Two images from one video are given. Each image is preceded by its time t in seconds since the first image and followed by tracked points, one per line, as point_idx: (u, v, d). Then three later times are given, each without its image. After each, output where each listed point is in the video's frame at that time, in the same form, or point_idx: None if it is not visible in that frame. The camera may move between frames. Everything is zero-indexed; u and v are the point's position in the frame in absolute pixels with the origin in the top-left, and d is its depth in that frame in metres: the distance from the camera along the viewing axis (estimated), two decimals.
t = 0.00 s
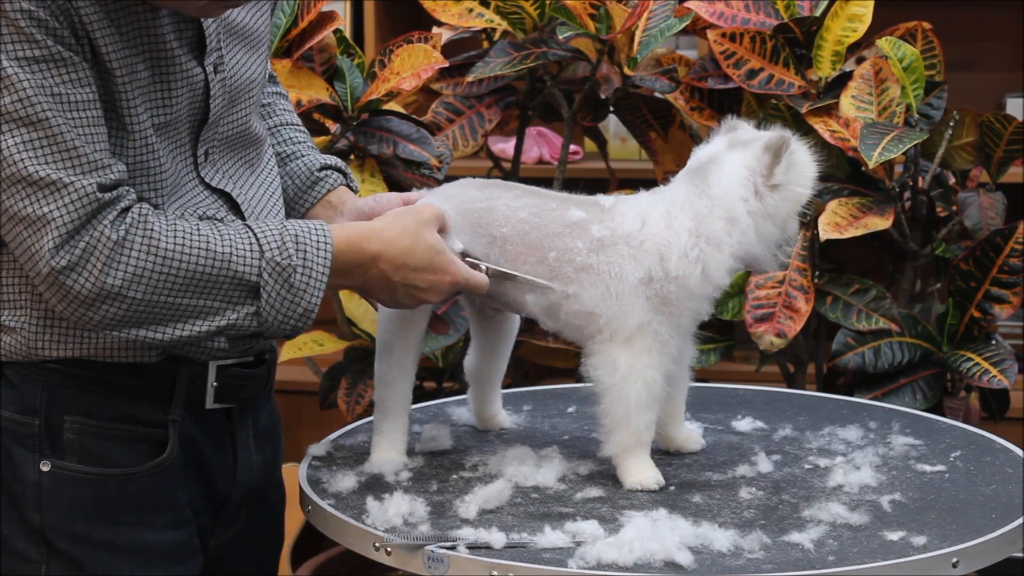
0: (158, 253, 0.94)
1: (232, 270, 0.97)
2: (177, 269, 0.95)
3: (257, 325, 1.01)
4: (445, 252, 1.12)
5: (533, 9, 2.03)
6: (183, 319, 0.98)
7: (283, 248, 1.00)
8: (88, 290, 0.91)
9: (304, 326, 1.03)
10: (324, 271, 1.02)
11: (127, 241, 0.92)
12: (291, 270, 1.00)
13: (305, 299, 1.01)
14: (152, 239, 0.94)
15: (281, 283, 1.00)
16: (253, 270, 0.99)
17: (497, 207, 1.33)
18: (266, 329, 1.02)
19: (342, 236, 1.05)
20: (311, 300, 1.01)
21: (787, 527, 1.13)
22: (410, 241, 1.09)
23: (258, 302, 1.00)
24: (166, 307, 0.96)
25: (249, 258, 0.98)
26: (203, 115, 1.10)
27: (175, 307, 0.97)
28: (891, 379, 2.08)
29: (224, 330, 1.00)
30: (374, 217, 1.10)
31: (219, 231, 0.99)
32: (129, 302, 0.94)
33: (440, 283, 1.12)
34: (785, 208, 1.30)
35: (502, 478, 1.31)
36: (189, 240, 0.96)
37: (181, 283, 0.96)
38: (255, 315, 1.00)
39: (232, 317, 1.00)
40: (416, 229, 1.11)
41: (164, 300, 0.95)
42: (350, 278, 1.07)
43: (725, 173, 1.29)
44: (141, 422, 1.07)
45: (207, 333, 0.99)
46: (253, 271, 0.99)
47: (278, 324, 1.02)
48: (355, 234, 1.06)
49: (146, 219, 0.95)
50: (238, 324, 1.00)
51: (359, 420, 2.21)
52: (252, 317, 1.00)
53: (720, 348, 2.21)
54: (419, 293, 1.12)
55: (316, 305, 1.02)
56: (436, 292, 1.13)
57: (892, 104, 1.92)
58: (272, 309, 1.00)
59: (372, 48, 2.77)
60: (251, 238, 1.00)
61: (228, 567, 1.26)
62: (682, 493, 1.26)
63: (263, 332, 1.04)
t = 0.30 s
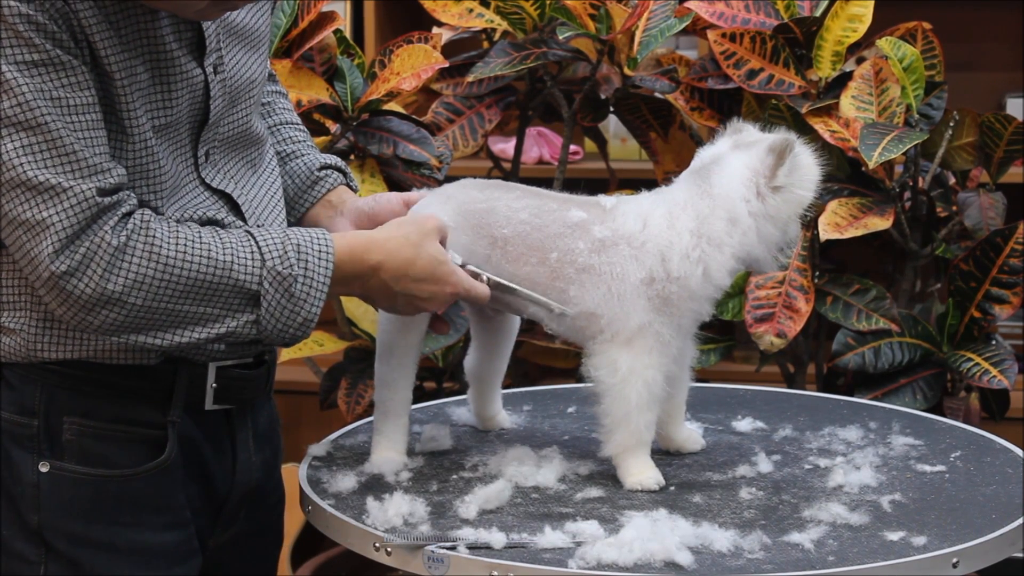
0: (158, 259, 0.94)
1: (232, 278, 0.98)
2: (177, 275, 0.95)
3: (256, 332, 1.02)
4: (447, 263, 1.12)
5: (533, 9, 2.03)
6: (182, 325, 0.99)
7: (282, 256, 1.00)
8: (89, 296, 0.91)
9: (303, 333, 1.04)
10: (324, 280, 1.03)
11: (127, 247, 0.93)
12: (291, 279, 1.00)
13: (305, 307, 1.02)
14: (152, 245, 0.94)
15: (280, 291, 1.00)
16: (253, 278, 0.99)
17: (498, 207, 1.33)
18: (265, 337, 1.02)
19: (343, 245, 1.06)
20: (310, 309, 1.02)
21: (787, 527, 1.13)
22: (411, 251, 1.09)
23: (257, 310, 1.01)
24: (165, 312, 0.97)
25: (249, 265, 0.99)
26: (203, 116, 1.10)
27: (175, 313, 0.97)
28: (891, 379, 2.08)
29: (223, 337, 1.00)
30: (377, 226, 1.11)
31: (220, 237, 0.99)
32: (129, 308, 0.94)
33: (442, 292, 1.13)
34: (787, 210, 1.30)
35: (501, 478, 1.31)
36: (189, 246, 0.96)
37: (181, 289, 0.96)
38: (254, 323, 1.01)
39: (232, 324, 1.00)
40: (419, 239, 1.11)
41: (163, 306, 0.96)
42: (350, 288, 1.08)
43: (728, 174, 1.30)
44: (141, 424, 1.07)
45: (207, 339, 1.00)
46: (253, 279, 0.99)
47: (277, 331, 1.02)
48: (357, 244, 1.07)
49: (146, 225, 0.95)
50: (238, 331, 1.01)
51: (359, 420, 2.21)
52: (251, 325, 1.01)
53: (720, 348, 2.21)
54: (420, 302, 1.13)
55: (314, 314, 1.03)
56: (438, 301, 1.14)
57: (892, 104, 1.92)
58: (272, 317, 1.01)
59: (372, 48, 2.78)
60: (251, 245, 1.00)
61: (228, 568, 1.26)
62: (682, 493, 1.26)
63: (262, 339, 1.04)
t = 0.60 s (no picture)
0: (168, 231, 0.92)
1: (244, 244, 0.95)
2: (188, 247, 0.93)
3: (273, 298, 0.97)
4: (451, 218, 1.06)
5: (533, 9, 2.03)
6: (196, 300, 0.95)
7: (295, 218, 0.96)
8: (99, 272, 0.89)
9: (321, 295, 0.98)
10: (335, 239, 0.98)
11: (136, 221, 0.91)
12: (304, 238, 0.96)
13: (318, 265, 0.96)
14: (160, 218, 0.92)
15: (293, 251, 0.96)
16: (265, 242, 0.95)
17: (498, 207, 1.33)
18: (281, 305, 0.98)
19: (346, 206, 1.00)
20: (325, 265, 0.97)
21: (787, 527, 1.13)
22: (415, 205, 1.03)
23: (272, 273, 0.96)
24: (178, 285, 0.94)
25: (260, 230, 0.95)
26: (204, 112, 1.10)
27: (188, 285, 0.94)
28: (891, 379, 2.08)
29: (238, 306, 0.96)
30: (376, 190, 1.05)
31: (230, 208, 0.97)
32: (140, 282, 0.91)
33: (452, 246, 1.05)
34: (788, 210, 1.30)
35: (501, 478, 1.31)
36: (198, 217, 0.94)
37: (193, 261, 0.93)
38: (270, 288, 0.96)
39: (246, 291, 0.96)
40: (420, 197, 1.05)
41: (175, 279, 0.93)
42: (361, 248, 1.01)
43: (728, 174, 1.29)
44: (139, 424, 1.07)
45: (222, 310, 0.96)
46: (266, 244, 0.95)
47: (293, 297, 0.97)
48: (359, 203, 1.01)
49: (154, 202, 0.93)
50: (253, 299, 0.96)
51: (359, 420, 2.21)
52: (266, 290, 0.96)
53: (720, 348, 2.21)
54: (433, 260, 1.04)
55: (330, 272, 0.97)
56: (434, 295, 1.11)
57: (892, 104, 1.92)
58: (287, 280, 0.96)
59: (372, 48, 2.77)
60: (262, 212, 0.97)
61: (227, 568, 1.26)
62: (682, 493, 1.26)
63: (279, 311, 1.00)
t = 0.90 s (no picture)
0: (179, 231, 0.94)
1: (254, 246, 0.97)
2: (198, 247, 0.94)
3: (283, 301, 1.00)
4: (462, 224, 1.09)
5: (533, 9, 2.03)
6: (206, 299, 0.97)
7: (304, 221, 0.99)
8: (110, 271, 0.91)
9: (329, 299, 1.01)
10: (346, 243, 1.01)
11: (146, 221, 0.92)
12: (313, 241, 0.99)
13: (329, 270, 0.99)
14: (171, 217, 0.94)
15: (304, 254, 0.99)
16: (275, 245, 0.98)
17: (498, 207, 1.33)
18: (290, 307, 1.00)
19: (359, 210, 1.03)
20: (335, 271, 1.00)
21: (787, 527, 1.13)
22: (428, 211, 1.07)
23: (282, 276, 0.99)
24: (188, 285, 0.95)
25: (270, 233, 0.98)
26: (202, 112, 1.10)
27: (197, 285, 0.96)
28: (891, 379, 2.08)
29: (248, 308, 0.98)
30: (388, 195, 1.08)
31: (239, 211, 0.99)
32: (151, 281, 0.93)
33: (463, 253, 1.09)
34: (786, 209, 1.30)
35: (501, 478, 1.31)
36: (209, 217, 0.96)
37: (202, 261, 0.95)
38: (280, 291, 0.99)
39: (257, 293, 0.98)
40: (433, 202, 1.09)
41: (185, 279, 0.95)
42: (372, 254, 1.04)
43: (726, 173, 1.29)
44: (137, 424, 1.07)
45: (232, 312, 0.98)
46: (275, 246, 0.98)
47: (303, 299, 1.00)
48: (374, 206, 1.04)
49: (164, 201, 0.95)
50: (263, 301, 0.99)
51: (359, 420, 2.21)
52: (276, 293, 0.99)
53: (720, 348, 2.21)
54: (444, 267, 1.08)
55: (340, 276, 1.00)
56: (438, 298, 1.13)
57: (892, 104, 1.92)
58: (297, 283, 0.99)
59: (372, 48, 2.77)
60: (271, 215, 0.99)
61: (227, 568, 1.26)
62: (682, 493, 1.26)
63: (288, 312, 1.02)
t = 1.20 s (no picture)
0: (177, 242, 0.94)
1: (251, 258, 0.98)
2: (196, 257, 0.95)
3: (279, 313, 1.01)
4: (464, 241, 1.10)
5: (533, 9, 2.03)
6: (202, 308, 0.98)
7: (302, 235, 1.00)
8: (108, 281, 0.91)
9: (325, 313, 1.02)
10: (345, 258, 1.01)
11: (144, 230, 0.93)
12: (312, 256, 1.00)
13: (326, 285, 1.00)
14: (169, 227, 0.94)
15: (301, 269, 1.00)
16: (273, 258, 0.99)
17: (498, 207, 1.32)
18: (286, 319, 1.01)
19: (360, 224, 1.04)
20: (332, 286, 1.01)
21: (787, 527, 1.13)
22: (430, 227, 1.07)
23: (279, 289, 1.00)
24: (185, 295, 0.96)
25: (268, 246, 0.99)
26: (201, 115, 1.10)
27: (195, 295, 0.97)
28: (891, 379, 2.08)
29: (244, 319, 0.99)
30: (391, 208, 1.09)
31: (237, 222, 0.99)
32: (148, 291, 0.94)
33: (463, 270, 1.10)
34: (784, 207, 1.30)
35: (501, 478, 1.31)
36: (208, 228, 0.96)
37: (200, 272, 0.96)
38: (276, 304, 1.00)
39: (254, 305, 0.99)
40: (435, 217, 1.09)
41: (182, 289, 0.96)
42: (370, 270, 1.05)
43: (724, 172, 1.30)
44: (135, 424, 1.07)
45: (229, 323, 0.99)
46: (273, 259, 0.99)
47: (299, 312, 1.01)
48: (375, 222, 1.05)
49: (163, 210, 0.95)
50: (260, 313, 1.00)
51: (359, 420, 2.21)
52: (273, 305, 1.00)
53: (720, 348, 2.21)
54: (443, 283, 1.09)
55: (337, 291, 1.01)
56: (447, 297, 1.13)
57: (892, 104, 1.92)
58: (294, 297, 1.00)
59: (372, 48, 2.77)
60: (271, 227, 1.00)
61: (226, 568, 1.26)
62: (682, 493, 1.26)
63: (284, 323, 1.03)
